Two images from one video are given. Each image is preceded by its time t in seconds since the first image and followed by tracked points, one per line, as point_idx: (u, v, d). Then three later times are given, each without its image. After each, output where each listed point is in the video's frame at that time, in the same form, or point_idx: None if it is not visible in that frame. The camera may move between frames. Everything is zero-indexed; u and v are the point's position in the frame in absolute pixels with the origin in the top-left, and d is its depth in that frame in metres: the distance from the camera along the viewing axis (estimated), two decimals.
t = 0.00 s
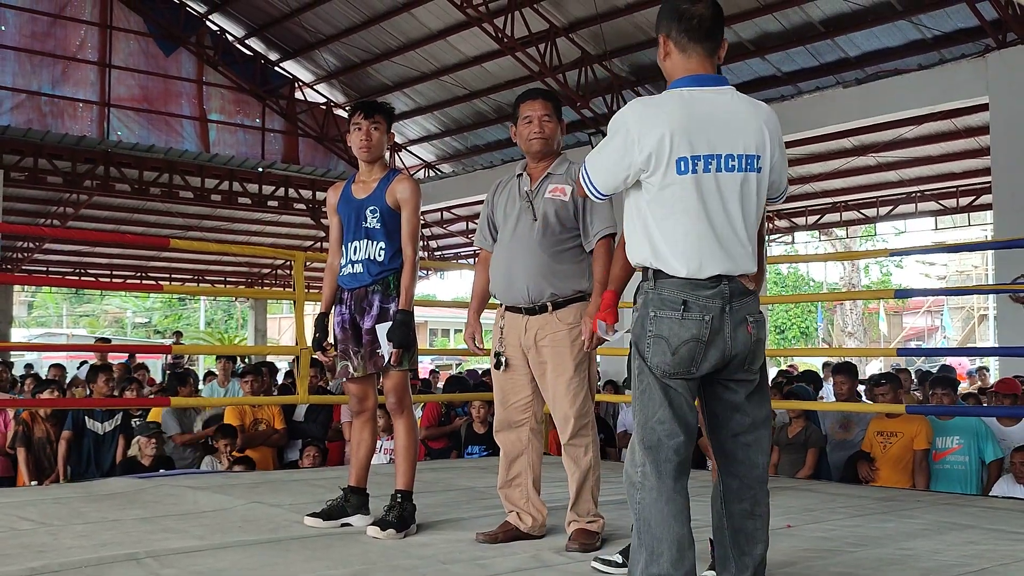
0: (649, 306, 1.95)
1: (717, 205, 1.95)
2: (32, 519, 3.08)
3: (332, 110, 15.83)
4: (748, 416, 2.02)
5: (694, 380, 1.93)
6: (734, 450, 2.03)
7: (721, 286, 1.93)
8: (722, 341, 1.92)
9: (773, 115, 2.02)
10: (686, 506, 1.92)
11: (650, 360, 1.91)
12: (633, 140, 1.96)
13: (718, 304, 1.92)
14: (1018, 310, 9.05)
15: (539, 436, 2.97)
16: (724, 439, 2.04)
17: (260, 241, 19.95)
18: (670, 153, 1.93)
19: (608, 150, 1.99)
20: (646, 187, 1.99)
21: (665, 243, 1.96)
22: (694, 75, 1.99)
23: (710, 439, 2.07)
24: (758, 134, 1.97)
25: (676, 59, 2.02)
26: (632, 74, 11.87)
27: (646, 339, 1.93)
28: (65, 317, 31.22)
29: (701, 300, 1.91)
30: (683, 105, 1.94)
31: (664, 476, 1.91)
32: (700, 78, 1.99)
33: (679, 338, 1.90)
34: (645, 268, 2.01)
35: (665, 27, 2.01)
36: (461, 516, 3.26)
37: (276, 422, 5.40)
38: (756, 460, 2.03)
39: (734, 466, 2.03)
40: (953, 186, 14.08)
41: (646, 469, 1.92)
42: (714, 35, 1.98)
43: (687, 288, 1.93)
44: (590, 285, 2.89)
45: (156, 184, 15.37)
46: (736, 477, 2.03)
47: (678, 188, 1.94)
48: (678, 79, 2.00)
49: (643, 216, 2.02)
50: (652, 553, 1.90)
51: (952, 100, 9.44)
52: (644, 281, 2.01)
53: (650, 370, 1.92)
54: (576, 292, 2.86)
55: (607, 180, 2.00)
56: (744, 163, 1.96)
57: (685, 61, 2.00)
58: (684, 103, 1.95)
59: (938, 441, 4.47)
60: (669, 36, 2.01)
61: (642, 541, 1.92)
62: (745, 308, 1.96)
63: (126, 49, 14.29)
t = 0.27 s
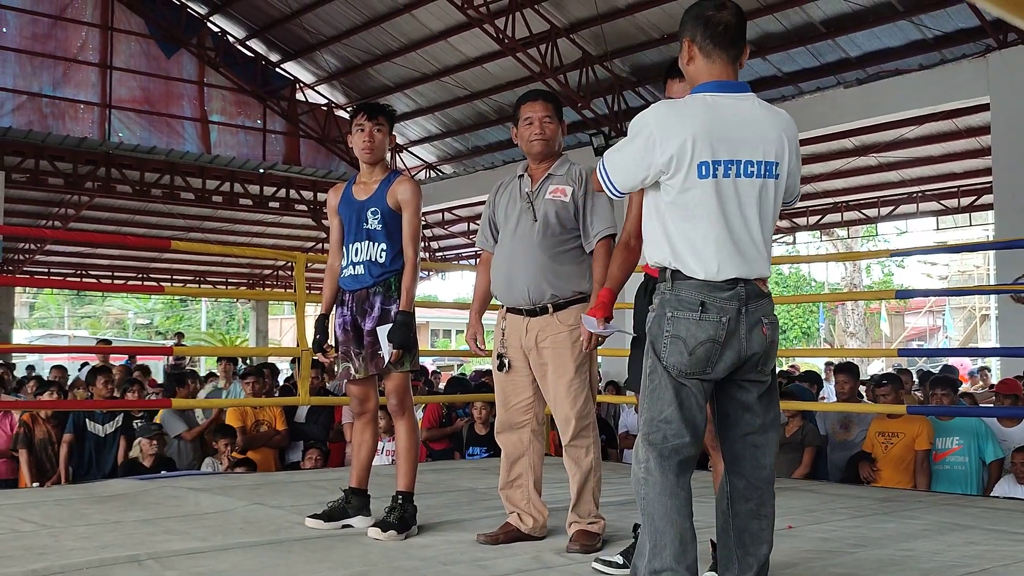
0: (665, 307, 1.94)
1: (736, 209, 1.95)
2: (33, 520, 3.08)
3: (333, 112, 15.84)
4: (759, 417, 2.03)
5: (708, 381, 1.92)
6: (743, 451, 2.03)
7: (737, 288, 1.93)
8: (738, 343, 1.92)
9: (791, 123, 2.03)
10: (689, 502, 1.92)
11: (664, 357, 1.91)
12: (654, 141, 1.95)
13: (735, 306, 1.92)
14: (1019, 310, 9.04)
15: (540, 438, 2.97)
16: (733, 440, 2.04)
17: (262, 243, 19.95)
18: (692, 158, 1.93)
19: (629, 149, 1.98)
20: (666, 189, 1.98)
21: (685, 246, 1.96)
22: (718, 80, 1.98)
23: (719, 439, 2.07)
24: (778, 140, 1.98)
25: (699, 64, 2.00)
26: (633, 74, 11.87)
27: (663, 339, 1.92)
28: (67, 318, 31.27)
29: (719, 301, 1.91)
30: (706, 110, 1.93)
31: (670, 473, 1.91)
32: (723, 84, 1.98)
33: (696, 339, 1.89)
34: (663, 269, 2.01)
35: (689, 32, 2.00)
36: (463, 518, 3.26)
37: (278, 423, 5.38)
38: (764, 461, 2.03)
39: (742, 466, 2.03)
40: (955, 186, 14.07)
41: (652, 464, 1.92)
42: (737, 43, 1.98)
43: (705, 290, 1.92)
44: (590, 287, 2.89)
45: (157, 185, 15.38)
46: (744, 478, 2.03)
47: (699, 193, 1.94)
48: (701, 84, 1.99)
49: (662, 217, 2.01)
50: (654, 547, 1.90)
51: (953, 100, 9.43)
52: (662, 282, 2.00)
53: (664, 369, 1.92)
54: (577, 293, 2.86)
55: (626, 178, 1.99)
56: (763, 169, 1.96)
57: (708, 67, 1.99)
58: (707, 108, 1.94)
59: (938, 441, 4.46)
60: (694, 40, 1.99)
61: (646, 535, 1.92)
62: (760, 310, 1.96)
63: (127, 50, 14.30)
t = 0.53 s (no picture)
0: (673, 306, 1.95)
1: (746, 211, 1.95)
2: (37, 521, 3.10)
3: (335, 112, 15.85)
4: (764, 418, 2.03)
5: (713, 381, 1.93)
6: (746, 450, 2.04)
7: (744, 290, 1.93)
8: (744, 343, 1.93)
9: (800, 125, 2.03)
10: (689, 498, 1.94)
11: (668, 355, 1.92)
12: (665, 143, 1.94)
13: (742, 307, 1.92)
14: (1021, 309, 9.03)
15: (542, 438, 2.98)
16: (736, 439, 2.05)
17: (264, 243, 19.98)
18: (702, 161, 1.92)
19: (639, 149, 1.95)
20: (676, 191, 1.97)
21: (693, 247, 1.96)
22: (729, 84, 1.98)
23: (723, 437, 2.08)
24: (787, 143, 1.98)
25: (710, 68, 1.99)
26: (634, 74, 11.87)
27: (669, 338, 1.93)
28: (70, 319, 31.35)
29: (726, 302, 1.92)
30: (717, 113, 1.93)
31: (671, 468, 1.93)
32: (733, 89, 1.97)
33: (702, 339, 1.90)
34: (671, 269, 2.01)
35: (699, 36, 1.98)
36: (465, 518, 3.27)
37: (281, 424, 5.38)
38: (767, 461, 2.03)
39: (746, 465, 2.04)
40: (957, 186, 14.06)
41: (652, 459, 1.93)
42: (748, 47, 1.97)
43: (712, 290, 1.92)
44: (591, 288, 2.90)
45: (160, 186, 15.41)
46: (747, 476, 2.04)
47: (710, 195, 1.93)
48: (712, 87, 1.98)
49: (671, 218, 2.01)
50: (654, 542, 1.92)
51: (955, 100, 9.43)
52: (669, 282, 2.00)
53: (669, 368, 1.93)
54: (577, 294, 2.87)
55: (635, 178, 1.96)
56: (773, 172, 1.97)
57: (718, 70, 1.98)
58: (718, 111, 1.93)
59: (940, 441, 4.49)
60: (704, 45, 1.98)
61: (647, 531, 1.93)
62: (767, 311, 1.96)
63: (129, 52, 14.32)
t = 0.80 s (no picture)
0: (674, 306, 1.95)
1: (747, 211, 1.95)
2: (41, 522, 3.10)
3: (337, 113, 15.86)
4: (765, 418, 2.03)
5: (713, 380, 1.93)
6: (747, 449, 2.04)
7: (744, 290, 1.93)
8: (743, 342, 1.93)
9: (802, 125, 2.02)
10: (687, 495, 1.94)
11: (668, 354, 1.93)
12: (667, 143, 1.93)
13: (742, 307, 1.92)
14: None
15: (544, 439, 2.98)
16: (736, 438, 2.05)
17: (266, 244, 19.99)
18: (704, 161, 1.92)
19: (640, 148, 1.96)
20: (677, 190, 1.97)
21: (695, 247, 1.96)
22: (731, 85, 1.98)
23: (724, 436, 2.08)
24: (789, 144, 1.98)
25: (712, 70, 1.99)
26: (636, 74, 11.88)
27: (669, 337, 1.94)
28: (73, 320, 31.41)
29: (727, 301, 1.92)
30: (719, 114, 1.92)
31: (670, 465, 1.93)
32: (735, 90, 1.97)
33: (702, 338, 1.91)
34: (673, 268, 2.01)
35: (700, 39, 1.99)
36: (467, 518, 3.27)
37: (283, 425, 5.36)
38: (768, 460, 2.03)
39: (746, 464, 2.04)
40: (959, 184, 14.04)
41: (651, 456, 1.94)
42: (749, 48, 1.97)
43: (712, 290, 1.93)
44: (591, 288, 2.90)
45: (163, 187, 15.42)
46: (748, 475, 2.04)
47: (711, 196, 1.93)
48: (715, 89, 1.98)
49: (673, 218, 2.01)
50: (653, 538, 1.92)
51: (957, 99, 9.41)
52: (671, 281, 2.00)
53: (669, 367, 1.93)
54: (577, 295, 2.87)
55: (636, 177, 1.96)
56: (775, 173, 1.96)
57: (720, 72, 1.98)
58: (720, 111, 1.93)
59: (943, 439, 4.48)
60: (706, 47, 1.98)
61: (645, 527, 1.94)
62: (767, 311, 1.96)
63: (132, 53, 14.33)
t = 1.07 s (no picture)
0: (674, 304, 1.95)
1: (746, 211, 1.95)
2: (44, 522, 3.11)
3: (340, 113, 15.88)
4: (765, 415, 2.03)
5: (713, 377, 1.93)
6: (748, 447, 2.04)
7: (744, 289, 1.93)
8: (743, 340, 1.93)
9: (802, 124, 2.02)
10: (687, 492, 1.95)
11: (668, 351, 1.93)
12: (667, 143, 1.93)
13: (742, 305, 1.92)
14: None
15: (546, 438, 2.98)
16: (737, 435, 2.05)
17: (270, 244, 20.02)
18: (704, 161, 1.92)
19: (638, 147, 1.96)
20: (676, 190, 1.97)
21: (695, 246, 1.96)
22: (730, 86, 1.98)
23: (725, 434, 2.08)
24: (789, 144, 1.98)
25: (711, 71, 1.99)
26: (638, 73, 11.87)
27: (669, 335, 1.94)
28: (78, 321, 31.47)
29: (727, 299, 1.92)
30: (718, 114, 1.92)
31: (670, 462, 1.94)
32: (734, 91, 1.97)
33: (702, 336, 1.91)
34: (673, 267, 2.01)
35: (699, 39, 1.98)
36: (469, 517, 3.27)
37: (286, 425, 5.40)
38: (768, 458, 2.04)
39: (747, 462, 2.04)
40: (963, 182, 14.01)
41: (651, 453, 1.94)
42: (749, 48, 1.97)
43: (712, 288, 1.93)
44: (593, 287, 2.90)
45: (166, 188, 15.44)
46: (748, 473, 2.04)
47: (710, 196, 1.93)
48: (715, 89, 1.97)
49: (673, 217, 2.01)
50: (654, 534, 1.93)
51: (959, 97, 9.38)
52: (671, 280, 2.00)
53: (669, 364, 1.93)
54: (579, 294, 2.87)
55: (634, 176, 1.96)
56: (774, 173, 1.96)
57: (720, 72, 1.98)
58: (720, 111, 1.93)
59: (947, 438, 4.48)
60: (705, 47, 1.98)
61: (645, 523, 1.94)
62: (768, 309, 1.96)
63: (134, 54, 14.35)
